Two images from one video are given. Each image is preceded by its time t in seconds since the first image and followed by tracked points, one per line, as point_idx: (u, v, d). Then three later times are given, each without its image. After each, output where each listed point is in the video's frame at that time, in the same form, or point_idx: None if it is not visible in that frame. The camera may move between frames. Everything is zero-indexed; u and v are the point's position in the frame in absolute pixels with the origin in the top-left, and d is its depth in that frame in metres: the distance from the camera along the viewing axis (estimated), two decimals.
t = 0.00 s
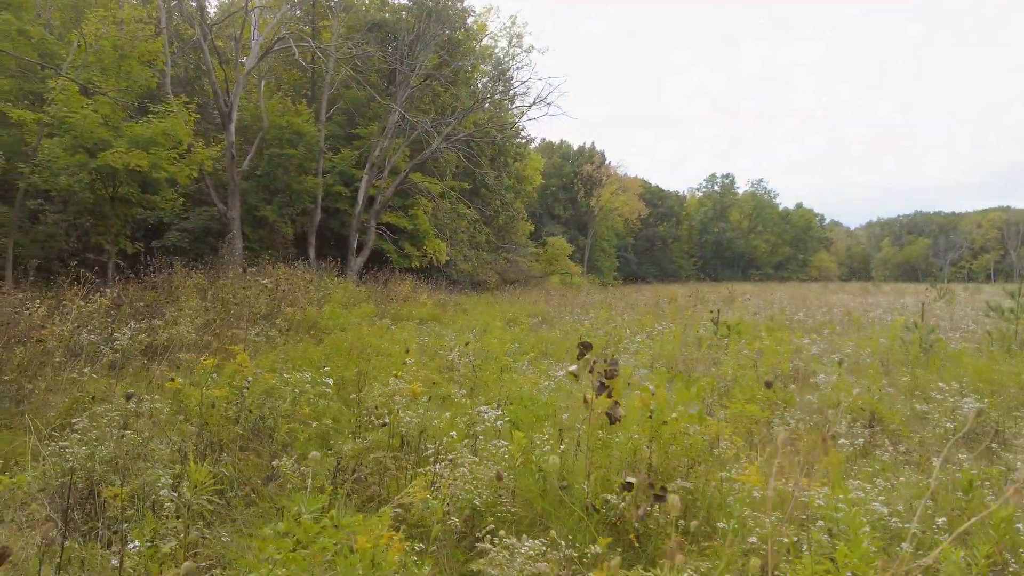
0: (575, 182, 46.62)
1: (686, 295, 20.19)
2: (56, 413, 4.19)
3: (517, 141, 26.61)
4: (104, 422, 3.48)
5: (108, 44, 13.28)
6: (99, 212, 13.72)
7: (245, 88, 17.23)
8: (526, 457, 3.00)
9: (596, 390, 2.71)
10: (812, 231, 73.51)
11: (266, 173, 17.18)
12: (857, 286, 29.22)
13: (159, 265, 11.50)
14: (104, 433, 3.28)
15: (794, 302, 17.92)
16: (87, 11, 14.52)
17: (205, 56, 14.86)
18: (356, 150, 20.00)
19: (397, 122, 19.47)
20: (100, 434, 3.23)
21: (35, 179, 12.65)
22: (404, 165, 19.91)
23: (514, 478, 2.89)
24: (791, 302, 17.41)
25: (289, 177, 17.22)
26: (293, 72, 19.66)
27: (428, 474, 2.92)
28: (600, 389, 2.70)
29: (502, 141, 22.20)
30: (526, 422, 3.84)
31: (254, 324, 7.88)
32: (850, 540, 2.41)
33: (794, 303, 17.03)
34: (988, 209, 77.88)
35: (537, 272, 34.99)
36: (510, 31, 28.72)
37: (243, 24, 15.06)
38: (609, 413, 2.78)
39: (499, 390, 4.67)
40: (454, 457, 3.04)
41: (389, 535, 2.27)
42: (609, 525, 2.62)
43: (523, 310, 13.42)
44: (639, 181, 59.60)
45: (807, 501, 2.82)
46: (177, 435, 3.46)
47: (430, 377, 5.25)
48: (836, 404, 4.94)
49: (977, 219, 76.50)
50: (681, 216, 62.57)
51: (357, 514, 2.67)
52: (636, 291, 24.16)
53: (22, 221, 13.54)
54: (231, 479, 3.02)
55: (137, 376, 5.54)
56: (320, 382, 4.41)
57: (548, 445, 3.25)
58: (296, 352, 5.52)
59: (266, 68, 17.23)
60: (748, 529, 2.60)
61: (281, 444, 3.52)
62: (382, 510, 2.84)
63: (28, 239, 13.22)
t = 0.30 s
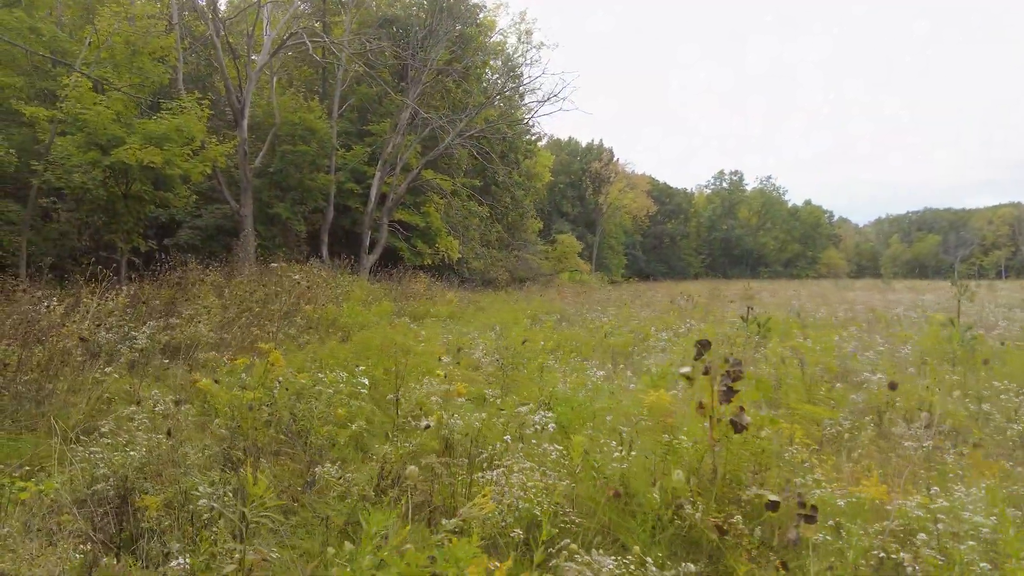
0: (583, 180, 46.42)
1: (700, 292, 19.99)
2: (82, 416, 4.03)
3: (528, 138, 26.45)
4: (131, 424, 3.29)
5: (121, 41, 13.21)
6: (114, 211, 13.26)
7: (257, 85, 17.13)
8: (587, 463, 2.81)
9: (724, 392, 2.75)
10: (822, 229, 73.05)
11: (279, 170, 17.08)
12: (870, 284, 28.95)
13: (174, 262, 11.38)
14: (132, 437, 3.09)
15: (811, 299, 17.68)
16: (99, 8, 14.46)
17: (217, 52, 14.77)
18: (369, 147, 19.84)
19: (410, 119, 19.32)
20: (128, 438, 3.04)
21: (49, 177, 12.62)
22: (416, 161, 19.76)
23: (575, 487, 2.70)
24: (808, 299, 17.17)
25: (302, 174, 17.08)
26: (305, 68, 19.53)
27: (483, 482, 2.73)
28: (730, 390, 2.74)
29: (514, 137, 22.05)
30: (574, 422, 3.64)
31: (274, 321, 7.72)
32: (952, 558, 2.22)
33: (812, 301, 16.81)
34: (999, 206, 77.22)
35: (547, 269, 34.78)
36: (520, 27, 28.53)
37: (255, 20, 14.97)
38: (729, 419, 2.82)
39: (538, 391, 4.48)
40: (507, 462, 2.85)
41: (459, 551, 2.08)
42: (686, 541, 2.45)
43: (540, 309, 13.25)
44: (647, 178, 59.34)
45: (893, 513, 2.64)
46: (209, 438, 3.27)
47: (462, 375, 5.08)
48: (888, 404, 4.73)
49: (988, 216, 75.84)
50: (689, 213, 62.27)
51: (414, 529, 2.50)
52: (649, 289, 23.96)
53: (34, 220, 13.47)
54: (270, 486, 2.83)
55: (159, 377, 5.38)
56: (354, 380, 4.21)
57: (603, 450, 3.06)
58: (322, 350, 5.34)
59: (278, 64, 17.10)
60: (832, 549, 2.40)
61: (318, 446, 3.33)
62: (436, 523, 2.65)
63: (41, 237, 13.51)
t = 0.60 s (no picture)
0: (589, 179, 46.22)
1: (711, 292, 19.79)
2: (103, 430, 3.88)
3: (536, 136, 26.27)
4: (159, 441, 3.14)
5: (129, 39, 13.10)
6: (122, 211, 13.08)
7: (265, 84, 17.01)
8: (649, 484, 2.64)
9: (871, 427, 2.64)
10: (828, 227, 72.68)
11: (287, 170, 16.95)
12: (881, 283, 28.64)
13: (183, 263, 11.25)
14: (160, 454, 2.94)
15: (826, 299, 17.45)
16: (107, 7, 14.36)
17: (225, 51, 14.64)
18: (378, 147, 19.70)
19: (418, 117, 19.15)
20: (157, 455, 2.89)
21: (58, 177, 12.54)
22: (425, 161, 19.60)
23: (638, 511, 2.54)
24: (823, 299, 16.95)
25: (311, 174, 16.94)
26: (313, 67, 19.39)
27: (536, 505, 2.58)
28: (879, 426, 2.63)
29: (523, 136, 21.87)
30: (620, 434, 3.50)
31: (289, 324, 7.57)
32: None
33: (826, 300, 16.58)
34: (1007, 204, 76.68)
35: (554, 268, 34.58)
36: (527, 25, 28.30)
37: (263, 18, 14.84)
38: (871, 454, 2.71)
39: (574, 401, 4.33)
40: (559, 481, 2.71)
41: None
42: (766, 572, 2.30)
43: (553, 309, 13.08)
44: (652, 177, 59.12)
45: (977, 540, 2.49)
46: (238, 454, 3.11)
47: (489, 382, 4.91)
48: (936, 414, 4.56)
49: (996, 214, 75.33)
50: (694, 212, 62.03)
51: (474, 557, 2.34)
52: (659, 289, 23.75)
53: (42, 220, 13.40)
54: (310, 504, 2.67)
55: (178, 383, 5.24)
56: (387, 390, 4.06)
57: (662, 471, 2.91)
58: (347, 357, 5.20)
59: (286, 62, 16.95)
60: None
61: (355, 460, 3.19)
62: (491, 550, 2.49)
63: (48, 238, 13.45)
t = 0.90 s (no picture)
0: (594, 178, 46.02)
1: (722, 292, 19.62)
2: (132, 437, 3.71)
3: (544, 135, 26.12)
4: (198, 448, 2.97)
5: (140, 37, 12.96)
6: (133, 210, 12.95)
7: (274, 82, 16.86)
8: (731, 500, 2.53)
9: None
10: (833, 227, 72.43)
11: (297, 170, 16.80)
12: (890, 283, 28.48)
13: (195, 263, 11.09)
14: (203, 463, 2.78)
15: (839, 299, 17.31)
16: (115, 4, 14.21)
17: (236, 49, 14.48)
18: (387, 146, 19.54)
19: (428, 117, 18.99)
20: (201, 465, 2.73)
21: (69, 176, 12.41)
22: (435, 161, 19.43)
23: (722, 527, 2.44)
24: (837, 300, 16.76)
25: (321, 174, 16.80)
26: (322, 66, 19.23)
27: (611, 519, 2.48)
28: None
29: (532, 135, 21.71)
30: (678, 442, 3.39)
31: (306, 325, 7.41)
32: None
33: (841, 301, 16.41)
34: (1012, 204, 76.40)
35: (560, 269, 34.37)
36: (534, 24, 28.09)
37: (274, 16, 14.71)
38: None
39: (619, 407, 4.18)
40: (632, 494, 2.62)
41: None
42: None
43: (569, 310, 12.89)
44: (657, 177, 58.89)
45: None
46: (282, 463, 2.96)
47: (523, 383, 4.73)
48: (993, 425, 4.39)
49: (1002, 214, 74.98)
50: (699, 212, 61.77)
51: None
52: (667, 289, 23.57)
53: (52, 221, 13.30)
54: (368, 516, 2.54)
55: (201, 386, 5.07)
56: (427, 394, 3.93)
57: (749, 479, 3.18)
58: (376, 359, 5.06)
59: (296, 61, 16.79)
60: None
61: (405, 469, 3.05)
62: (572, 567, 2.35)
63: (58, 238, 13.33)
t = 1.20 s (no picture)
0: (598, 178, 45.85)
1: (733, 293, 19.41)
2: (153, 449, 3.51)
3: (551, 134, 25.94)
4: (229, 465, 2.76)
5: (147, 34, 12.79)
6: (139, 209, 12.77)
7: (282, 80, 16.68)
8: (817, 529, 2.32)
9: None
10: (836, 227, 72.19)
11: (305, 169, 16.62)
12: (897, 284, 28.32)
13: (204, 263, 10.90)
14: (235, 484, 2.57)
15: (854, 300, 17.08)
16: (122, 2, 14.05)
17: (244, 45, 14.29)
18: (395, 145, 19.34)
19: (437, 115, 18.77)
20: (233, 486, 2.53)
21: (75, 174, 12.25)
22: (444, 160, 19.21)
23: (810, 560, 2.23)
24: (851, 300, 16.56)
25: (329, 172, 16.60)
26: (329, 63, 19.04)
27: (687, 549, 2.27)
28: None
29: (541, 134, 21.51)
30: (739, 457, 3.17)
31: (321, 328, 7.21)
32: None
33: (857, 302, 16.19)
34: (1017, 204, 76.14)
35: (565, 269, 34.11)
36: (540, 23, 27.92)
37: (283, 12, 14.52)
38: None
39: (661, 416, 3.98)
40: (710, 520, 2.40)
41: None
42: None
43: (582, 311, 12.70)
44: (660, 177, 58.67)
45: None
46: (319, 481, 2.76)
47: (556, 389, 4.53)
48: None
49: (1006, 214, 74.73)
50: (703, 212, 61.55)
51: None
52: (676, 289, 23.39)
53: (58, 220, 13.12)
54: (419, 546, 2.33)
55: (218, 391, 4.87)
56: (466, 403, 3.70)
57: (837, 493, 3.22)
58: (403, 365, 4.86)
59: (304, 58, 16.61)
60: None
61: (449, 487, 2.85)
62: None
63: (63, 237, 13.13)
